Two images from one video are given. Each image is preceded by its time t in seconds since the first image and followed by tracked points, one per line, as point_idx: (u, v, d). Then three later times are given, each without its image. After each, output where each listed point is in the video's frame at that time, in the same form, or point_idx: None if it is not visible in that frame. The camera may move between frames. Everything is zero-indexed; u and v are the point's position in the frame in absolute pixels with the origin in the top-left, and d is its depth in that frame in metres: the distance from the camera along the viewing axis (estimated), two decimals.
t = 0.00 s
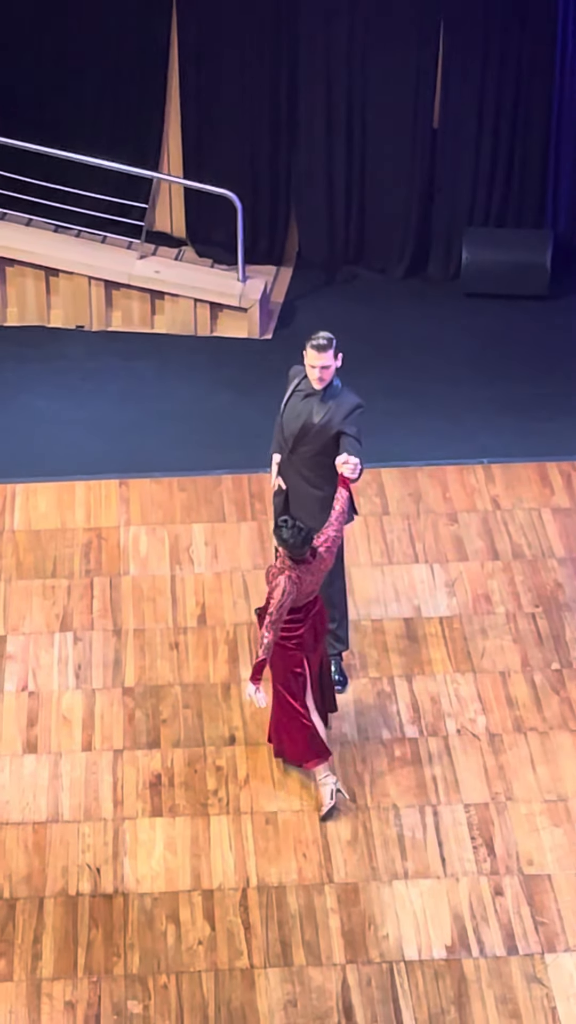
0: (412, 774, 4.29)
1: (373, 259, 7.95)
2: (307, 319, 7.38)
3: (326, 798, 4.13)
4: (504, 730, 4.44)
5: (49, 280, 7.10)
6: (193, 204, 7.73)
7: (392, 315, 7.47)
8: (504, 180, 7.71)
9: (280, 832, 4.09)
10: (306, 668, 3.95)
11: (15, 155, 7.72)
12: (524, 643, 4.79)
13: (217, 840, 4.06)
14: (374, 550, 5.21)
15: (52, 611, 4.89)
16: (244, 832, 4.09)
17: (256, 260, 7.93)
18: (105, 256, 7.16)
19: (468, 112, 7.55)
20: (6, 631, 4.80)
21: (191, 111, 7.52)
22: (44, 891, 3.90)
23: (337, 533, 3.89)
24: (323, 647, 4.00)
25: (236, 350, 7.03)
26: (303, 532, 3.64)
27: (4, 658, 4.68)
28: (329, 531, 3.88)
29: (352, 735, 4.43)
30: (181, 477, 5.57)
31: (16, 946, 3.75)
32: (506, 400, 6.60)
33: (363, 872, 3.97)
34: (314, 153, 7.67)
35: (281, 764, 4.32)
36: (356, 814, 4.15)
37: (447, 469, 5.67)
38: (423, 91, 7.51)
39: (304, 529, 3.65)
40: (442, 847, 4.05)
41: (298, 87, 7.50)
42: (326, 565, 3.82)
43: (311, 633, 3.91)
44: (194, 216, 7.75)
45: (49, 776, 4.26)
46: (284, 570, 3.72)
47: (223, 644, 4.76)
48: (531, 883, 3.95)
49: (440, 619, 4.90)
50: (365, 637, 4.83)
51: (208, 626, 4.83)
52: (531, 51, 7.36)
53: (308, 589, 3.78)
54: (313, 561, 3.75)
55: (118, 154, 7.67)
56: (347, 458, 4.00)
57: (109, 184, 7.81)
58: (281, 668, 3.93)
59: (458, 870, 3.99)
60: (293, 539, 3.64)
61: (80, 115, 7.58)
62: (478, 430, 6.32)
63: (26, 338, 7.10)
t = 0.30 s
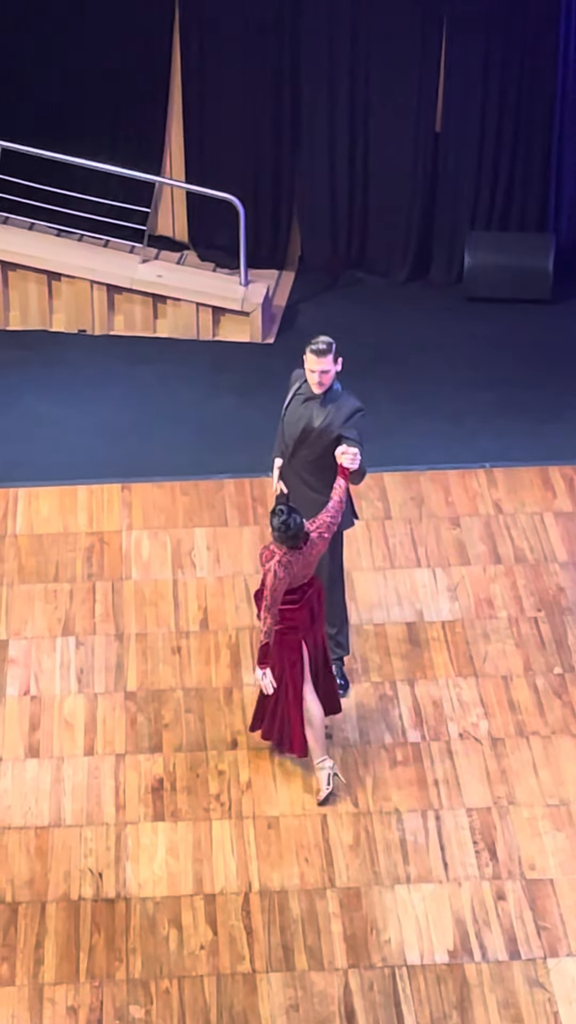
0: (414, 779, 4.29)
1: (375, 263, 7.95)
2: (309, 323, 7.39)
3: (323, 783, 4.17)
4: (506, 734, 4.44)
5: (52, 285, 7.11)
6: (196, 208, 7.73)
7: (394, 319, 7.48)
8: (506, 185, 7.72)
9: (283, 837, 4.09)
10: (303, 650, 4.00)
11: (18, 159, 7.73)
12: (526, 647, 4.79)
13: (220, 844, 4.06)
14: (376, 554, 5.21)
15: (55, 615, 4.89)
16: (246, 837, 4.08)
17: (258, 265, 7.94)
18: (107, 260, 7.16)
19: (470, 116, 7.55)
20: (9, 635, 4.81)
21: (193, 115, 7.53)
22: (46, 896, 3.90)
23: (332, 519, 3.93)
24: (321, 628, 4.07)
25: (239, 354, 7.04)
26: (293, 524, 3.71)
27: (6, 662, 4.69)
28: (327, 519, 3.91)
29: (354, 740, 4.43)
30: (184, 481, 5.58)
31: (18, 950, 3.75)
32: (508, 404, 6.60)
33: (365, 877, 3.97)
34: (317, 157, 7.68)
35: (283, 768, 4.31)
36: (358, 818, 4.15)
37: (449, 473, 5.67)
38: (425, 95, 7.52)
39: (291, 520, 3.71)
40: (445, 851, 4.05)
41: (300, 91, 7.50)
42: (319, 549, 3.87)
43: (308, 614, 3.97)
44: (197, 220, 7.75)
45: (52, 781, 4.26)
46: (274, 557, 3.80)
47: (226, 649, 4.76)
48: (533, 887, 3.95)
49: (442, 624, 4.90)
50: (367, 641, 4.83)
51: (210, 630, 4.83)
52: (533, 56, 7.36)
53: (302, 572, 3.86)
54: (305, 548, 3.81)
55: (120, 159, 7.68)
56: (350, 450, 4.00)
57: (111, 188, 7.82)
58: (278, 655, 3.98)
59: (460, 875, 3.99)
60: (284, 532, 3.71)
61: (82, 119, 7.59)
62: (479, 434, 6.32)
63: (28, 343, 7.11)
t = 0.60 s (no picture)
0: (415, 783, 4.29)
1: (377, 268, 7.96)
2: (311, 327, 7.39)
3: (316, 768, 4.22)
4: (508, 739, 4.44)
5: (53, 289, 7.11)
6: (198, 212, 7.73)
7: (396, 323, 7.48)
8: (508, 189, 7.72)
9: (284, 842, 4.08)
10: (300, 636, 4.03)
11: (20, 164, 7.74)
12: (528, 652, 4.79)
13: (222, 849, 4.06)
14: (378, 559, 5.21)
15: (56, 619, 4.89)
16: (247, 841, 4.08)
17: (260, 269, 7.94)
18: (109, 264, 7.17)
19: (472, 121, 7.56)
20: (10, 639, 4.81)
21: (195, 120, 7.54)
22: (47, 900, 3.90)
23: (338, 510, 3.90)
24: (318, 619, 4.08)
25: (240, 359, 7.04)
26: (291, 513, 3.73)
27: (8, 667, 4.69)
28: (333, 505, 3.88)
29: (356, 745, 4.42)
30: (185, 486, 5.58)
31: (20, 955, 3.75)
32: (510, 409, 6.60)
33: (367, 882, 3.96)
34: (319, 162, 7.69)
35: (284, 772, 4.31)
36: (359, 823, 4.15)
37: (451, 478, 5.67)
38: (426, 100, 7.53)
39: (291, 510, 3.73)
40: (446, 856, 4.05)
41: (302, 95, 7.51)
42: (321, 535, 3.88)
43: (306, 601, 3.99)
44: (199, 225, 7.75)
45: (53, 785, 4.26)
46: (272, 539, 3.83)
47: (227, 653, 4.75)
48: (535, 893, 3.94)
49: (444, 629, 4.90)
50: (369, 646, 4.83)
51: (211, 634, 4.83)
52: (535, 60, 7.37)
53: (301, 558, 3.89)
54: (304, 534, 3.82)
55: (122, 163, 7.69)
56: (367, 446, 3.88)
57: (113, 193, 7.83)
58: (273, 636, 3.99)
59: (462, 880, 3.98)
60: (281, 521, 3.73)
61: (84, 124, 7.60)
62: (481, 438, 6.32)
63: (30, 347, 7.11)
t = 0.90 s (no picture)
0: (416, 789, 4.29)
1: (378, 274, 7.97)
2: (312, 334, 7.40)
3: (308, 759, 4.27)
4: (509, 746, 4.44)
5: (55, 295, 7.12)
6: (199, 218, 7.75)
7: (397, 330, 7.49)
8: (509, 196, 7.73)
9: (285, 849, 4.08)
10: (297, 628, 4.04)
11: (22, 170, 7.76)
12: (529, 658, 4.79)
13: (222, 855, 4.05)
14: (379, 565, 5.21)
15: (57, 625, 4.89)
16: (248, 848, 4.08)
17: (262, 275, 7.95)
18: (111, 270, 7.18)
19: (474, 128, 7.58)
20: (11, 645, 4.81)
21: (197, 127, 7.55)
22: (47, 906, 3.89)
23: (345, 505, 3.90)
24: (317, 618, 4.07)
25: (242, 364, 7.05)
26: (293, 500, 3.71)
27: (9, 672, 4.69)
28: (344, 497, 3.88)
29: (357, 751, 4.42)
30: (187, 491, 5.58)
31: (20, 961, 3.74)
32: (512, 415, 6.60)
33: (368, 889, 3.96)
34: (320, 168, 7.71)
35: (285, 778, 4.32)
36: (360, 829, 4.15)
37: (452, 484, 5.67)
38: (428, 106, 7.54)
39: (292, 497, 3.72)
40: (448, 863, 4.04)
41: (304, 102, 7.53)
42: (322, 526, 3.87)
43: (304, 596, 3.99)
44: (200, 231, 7.77)
45: (54, 791, 4.25)
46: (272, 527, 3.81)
47: (228, 659, 4.76)
48: (536, 900, 3.94)
49: (445, 635, 4.90)
50: (370, 652, 4.83)
51: (213, 639, 4.84)
52: (536, 67, 7.38)
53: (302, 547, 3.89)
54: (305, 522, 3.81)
55: (124, 169, 7.71)
56: (384, 448, 3.85)
57: (114, 199, 7.84)
58: (268, 623, 4.02)
59: (463, 886, 3.98)
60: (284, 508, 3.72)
61: (86, 130, 7.62)
62: (483, 444, 6.33)
63: (31, 353, 7.12)
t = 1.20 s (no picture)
0: (417, 794, 4.28)
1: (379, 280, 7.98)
2: (313, 339, 7.40)
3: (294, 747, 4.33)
4: (510, 751, 4.43)
5: (56, 300, 7.13)
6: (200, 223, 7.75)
7: (397, 335, 7.49)
8: (510, 201, 7.74)
9: (286, 854, 4.08)
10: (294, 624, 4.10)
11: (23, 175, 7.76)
12: (529, 664, 4.79)
13: (223, 860, 4.05)
14: (379, 571, 5.21)
15: (58, 630, 4.89)
16: (248, 853, 4.08)
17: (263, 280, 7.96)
18: (112, 275, 7.19)
19: (475, 133, 7.59)
20: (12, 650, 4.81)
21: (198, 132, 7.56)
22: (48, 912, 3.89)
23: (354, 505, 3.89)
24: (313, 618, 4.10)
25: (243, 369, 7.05)
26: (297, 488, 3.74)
27: (9, 677, 4.69)
28: (356, 495, 3.88)
29: (357, 757, 4.41)
30: (187, 496, 5.59)
31: (20, 965, 3.74)
32: (512, 420, 6.61)
33: (369, 894, 3.96)
34: (321, 174, 7.72)
35: (285, 783, 4.31)
36: (360, 834, 4.14)
37: (453, 489, 5.67)
38: (428, 111, 7.55)
39: (296, 486, 3.75)
40: (448, 868, 4.04)
41: (305, 107, 7.54)
42: (326, 521, 3.89)
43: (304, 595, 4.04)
44: (201, 236, 7.77)
45: (54, 796, 4.25)
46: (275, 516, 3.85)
47: (229, 665, 4.75)
48: (537, 905, 3.93)
49: (445, 640, 4.89)
50: (371, 657, 4.83)
51: (213, 644, 4.84)
52: (536, 73, 7.40)
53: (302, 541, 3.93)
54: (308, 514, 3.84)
55: (125, 174, 7.72)
56: (406, 449, 3.84)
57: (115, 204, 7.85)
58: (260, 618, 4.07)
59: (464, 891, 3.98)
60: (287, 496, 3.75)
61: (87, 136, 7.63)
62: (484, 449, 6.33)
63: (32, 358, 7.12)
